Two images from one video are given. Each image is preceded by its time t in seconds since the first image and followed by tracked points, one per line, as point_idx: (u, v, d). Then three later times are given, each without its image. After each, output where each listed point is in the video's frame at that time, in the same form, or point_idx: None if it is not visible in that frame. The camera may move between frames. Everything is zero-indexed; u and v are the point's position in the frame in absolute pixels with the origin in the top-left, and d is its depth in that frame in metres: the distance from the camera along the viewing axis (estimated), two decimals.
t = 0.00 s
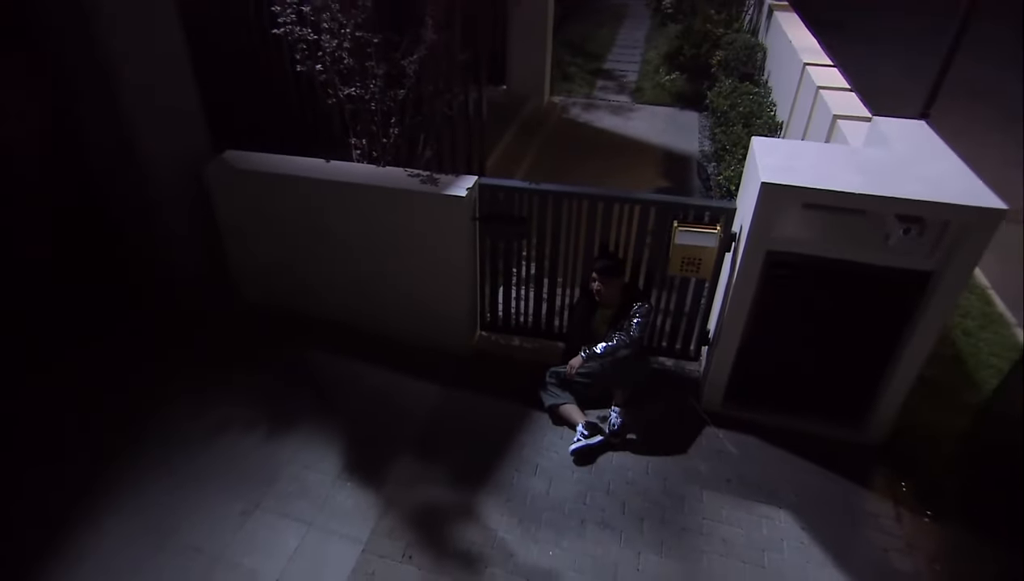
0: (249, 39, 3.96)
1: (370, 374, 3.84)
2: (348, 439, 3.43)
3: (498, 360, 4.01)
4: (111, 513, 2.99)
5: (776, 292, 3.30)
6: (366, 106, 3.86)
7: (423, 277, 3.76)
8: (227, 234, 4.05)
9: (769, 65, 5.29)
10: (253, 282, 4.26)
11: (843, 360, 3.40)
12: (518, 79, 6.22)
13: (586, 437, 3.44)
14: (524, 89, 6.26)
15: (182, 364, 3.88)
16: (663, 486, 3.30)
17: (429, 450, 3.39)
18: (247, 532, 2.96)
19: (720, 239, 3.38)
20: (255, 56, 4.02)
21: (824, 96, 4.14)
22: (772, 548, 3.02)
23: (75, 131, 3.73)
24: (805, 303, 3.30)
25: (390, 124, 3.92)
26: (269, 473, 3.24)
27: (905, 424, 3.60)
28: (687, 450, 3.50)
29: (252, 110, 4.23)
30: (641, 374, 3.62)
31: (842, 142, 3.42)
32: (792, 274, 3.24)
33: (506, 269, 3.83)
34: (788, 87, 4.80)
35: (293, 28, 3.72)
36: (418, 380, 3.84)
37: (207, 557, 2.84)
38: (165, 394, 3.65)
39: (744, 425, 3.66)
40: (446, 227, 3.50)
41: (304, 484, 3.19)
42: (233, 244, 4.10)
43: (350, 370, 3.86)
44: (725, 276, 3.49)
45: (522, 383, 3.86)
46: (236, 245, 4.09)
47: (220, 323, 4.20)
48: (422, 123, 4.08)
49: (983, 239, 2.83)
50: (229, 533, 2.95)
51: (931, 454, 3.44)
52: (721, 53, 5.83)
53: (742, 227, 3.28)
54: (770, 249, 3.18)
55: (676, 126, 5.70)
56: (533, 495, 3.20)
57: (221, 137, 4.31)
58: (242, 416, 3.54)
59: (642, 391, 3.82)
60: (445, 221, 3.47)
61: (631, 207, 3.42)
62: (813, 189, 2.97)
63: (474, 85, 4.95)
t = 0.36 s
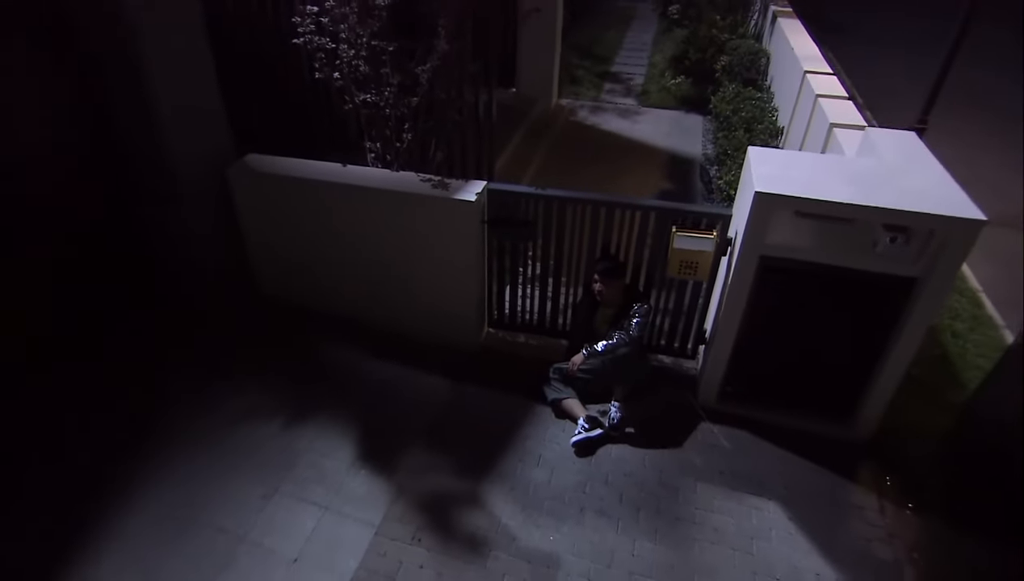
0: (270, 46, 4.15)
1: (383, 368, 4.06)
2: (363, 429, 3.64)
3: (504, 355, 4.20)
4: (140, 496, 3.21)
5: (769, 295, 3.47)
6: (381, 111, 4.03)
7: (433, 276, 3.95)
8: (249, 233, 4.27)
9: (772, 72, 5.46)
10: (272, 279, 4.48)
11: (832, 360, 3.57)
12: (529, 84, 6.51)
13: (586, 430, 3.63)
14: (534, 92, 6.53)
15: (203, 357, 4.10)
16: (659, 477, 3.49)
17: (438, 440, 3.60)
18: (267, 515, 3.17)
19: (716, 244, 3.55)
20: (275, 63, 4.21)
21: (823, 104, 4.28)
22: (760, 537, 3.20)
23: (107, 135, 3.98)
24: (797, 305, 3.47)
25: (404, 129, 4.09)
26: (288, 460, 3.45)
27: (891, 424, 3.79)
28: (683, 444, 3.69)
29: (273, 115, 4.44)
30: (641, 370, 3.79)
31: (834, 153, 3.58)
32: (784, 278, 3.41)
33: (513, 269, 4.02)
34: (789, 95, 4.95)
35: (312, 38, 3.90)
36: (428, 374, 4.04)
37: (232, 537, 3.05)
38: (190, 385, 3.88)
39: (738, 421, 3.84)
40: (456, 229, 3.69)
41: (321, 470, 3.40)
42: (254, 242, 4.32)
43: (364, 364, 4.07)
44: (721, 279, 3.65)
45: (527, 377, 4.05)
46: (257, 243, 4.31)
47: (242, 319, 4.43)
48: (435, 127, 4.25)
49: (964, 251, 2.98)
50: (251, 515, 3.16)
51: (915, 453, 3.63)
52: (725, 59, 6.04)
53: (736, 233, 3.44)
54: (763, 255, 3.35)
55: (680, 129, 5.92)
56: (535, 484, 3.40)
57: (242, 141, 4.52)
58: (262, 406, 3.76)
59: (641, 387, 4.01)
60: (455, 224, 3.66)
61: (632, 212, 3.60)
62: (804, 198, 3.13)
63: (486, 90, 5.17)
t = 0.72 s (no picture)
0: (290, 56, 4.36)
1: (394, 364, 4.26)
2: (375, 422, 3.84)
3: (510, 353, 4.39)
4: (168, 484, 3.43)
5: (763, 298, 3.64)
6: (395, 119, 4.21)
7: (443, 277, 4.13)
8: (268, 233, 4.47)
9: (774, 80, 5.62)
10: (290, 278, 4.69)
11: (822, 360, 3.74)
12: (536, 90, 6.73)
13: (587, 426, 3.81)
14: (542, 98, 6.76)
15: (224, 354, 4.33)
16: (655, 471, 3.67)
17: (445, 434, 3.79)
18: (284, 501, 3.37)
19: (712, 250, 3.71)
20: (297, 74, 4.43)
21: (820, 114, 4.44)
22: (750, 529, 3.38)
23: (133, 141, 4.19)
24: (789, 309, 3.63)
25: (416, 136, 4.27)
26: (304, 450, 3.65)
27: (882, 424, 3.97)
28: (679, 440, 3.86)
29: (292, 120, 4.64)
30: (640, 370, 3.97)
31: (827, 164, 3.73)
32: (776, 284, 3.57)
33: (519, 271, 4.19)
34: (789, 104, 5.11)
35: (329, 49, 4.08)
36: (437, 370, 4.24)
37: (251, 522, 3.26)
38: (212, 380, 4.10)
39: (733, 419, 4.02)
40: (465, 233, 3.87)
41: (335, 459, 3.61)
42: (273, 242, 4.53)
43: (377, 361, 4.27)
44: (717, 283, 3.82)
45: (531, 375, 4.24)
46: (275, 243, 4.51)
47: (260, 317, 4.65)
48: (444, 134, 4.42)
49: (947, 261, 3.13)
50: (270, 501, 3.37)
51: (903, 451, 3.78)
52: (728, 66, 6.24)
53: (731, 240, 3.61)
54: (755, 262, 3.51)
55: (684, 135, 6.11)
56: (537, 476, 3.58)
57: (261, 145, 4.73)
58: (279, 400, 3.97)
59: (640, 386, 4.18)
60: (465, 228, 3.84)
61: (633, 219, 3.77)
62: (795, 209, 3.29)
63: (497, 97, 5.37)
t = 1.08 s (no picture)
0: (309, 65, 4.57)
1: (405, 360, 4.46)
2: (386, 414, 4.05)
3: (515, 351, 4.58)
4: (193, 471, 3.66)
5: (757, 301, 3.81)
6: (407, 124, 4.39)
7: (453, 277, 4.33)
8: (286, 233, 4.68)
9: (777, 87, 5.77)
10: (307, 276, 4.90)
11: (814, 361, 3.92)
12: (544, 94, 6.91)
13: (588, 420, 4.00)
14: (550, 102, 6.94)
15: (243, 349, 4.55)
16: (652, 465, 3.85)
17: (452, 427, 3.99)
18: (302, 488, 3.58)
19: (709, 255, 3.89)
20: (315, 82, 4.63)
21: (818, 123, 4.59)
22: (741, 520, 3.57)
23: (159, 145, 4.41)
24: (782, 312, 3.80)
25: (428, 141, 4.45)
26: (320, 440, 3.87)
27: (872, 421, 4.11)
28: (676, 436, 4.05)
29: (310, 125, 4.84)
30: (639, 368, 4.15)
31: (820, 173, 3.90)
32: (769, 288, 3.75)
33: (525, 272, 4.38)
34: (790, 112, 5.27)
35: (346, 58, 4.28)
36: (446, 366, 4.44)
37: (271, 508, 3.47)
38: (232, 374, 4.32)
39: (728, 416, 4.19)
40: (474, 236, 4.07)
41: (349, 449, 3.82)
42: (290, 242, 4.73)
43: (388, 357, 4.48)
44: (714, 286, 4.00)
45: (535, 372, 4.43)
46: (293, 243, 4.72)
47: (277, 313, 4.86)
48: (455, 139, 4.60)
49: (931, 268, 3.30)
50: (288, 488, 3.58)
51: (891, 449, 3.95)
52: (732, 72, 6.41)
53: (727, 246, 3.78)
54: (749, 268, 3.69)
55: (689, 139, 6.28)
56: (540, 468, 3.78)
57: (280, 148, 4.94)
58: (296, 393, 4.18)
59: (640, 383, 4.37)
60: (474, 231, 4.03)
61: (634, 224, 3.95)
62: (787, 217, 3.45)
63: (507, 101, 5.57)
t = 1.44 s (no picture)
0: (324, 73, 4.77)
1: (414, 356, 4.66)
2: (396, 408, 4.26)
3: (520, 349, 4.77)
4: (214, 459, 3.88)
5: (751, 304, 3.98)
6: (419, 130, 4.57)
7: (461, 277, 4.53)
8: (303, 234, 4.89)
9: (780, 94, 5.92)
10: (322, 274, 5.11)
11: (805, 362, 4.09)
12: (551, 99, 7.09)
13: (588, 416, 4.19)
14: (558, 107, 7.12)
15: (261, 343, 4.77)
16: (649, 459, 4.04)
17: (458, 421, 4.19)
18: (316, 476, 3.80)
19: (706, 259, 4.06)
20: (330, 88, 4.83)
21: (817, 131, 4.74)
22: (733, 512, 3.75)
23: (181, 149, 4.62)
24: (775, 315, 3.97)
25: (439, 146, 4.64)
26: (333, 431, 4.08)
27: (863, 421, 4.27)
28: (673, 432, 4.23)
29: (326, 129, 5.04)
30: (638, 367, 4.33)
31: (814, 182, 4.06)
32: (763, 292, 3.92)
33: (530, 274, 4.56)
34: (792, 118, 5.42)
35: (361, 67, 4.46)
36: (454, 362, 4.64)
37: (287, 493, 3.70)
38: (250, 368, 4.54)
39: (724, 413, 4.37)
40: (482, 239, 4.26)
41: (361, 440, 4.03)
42: (306, 242, 4.94)
43: (399, 353, 4.68)
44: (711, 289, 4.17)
45: (539, 369, 4.62)
46: (309, 243, 4.93)
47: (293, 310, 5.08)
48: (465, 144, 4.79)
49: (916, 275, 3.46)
50: (303, 476, 3.80)
51: (879, 446, 4.12)
52: (736, 78, 6.58)
53: (723, 250, 3.95)
54: (744, 272, 3.86)
55: (693, 144, 6.45)
56: (542, 461, 3.98)
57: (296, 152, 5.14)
58: (310, 386, 4.39)
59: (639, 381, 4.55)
60: (482, 234, 4.23)
61: (634, 229, 4.12)
62: (780, 224, 3.62)
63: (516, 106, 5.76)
